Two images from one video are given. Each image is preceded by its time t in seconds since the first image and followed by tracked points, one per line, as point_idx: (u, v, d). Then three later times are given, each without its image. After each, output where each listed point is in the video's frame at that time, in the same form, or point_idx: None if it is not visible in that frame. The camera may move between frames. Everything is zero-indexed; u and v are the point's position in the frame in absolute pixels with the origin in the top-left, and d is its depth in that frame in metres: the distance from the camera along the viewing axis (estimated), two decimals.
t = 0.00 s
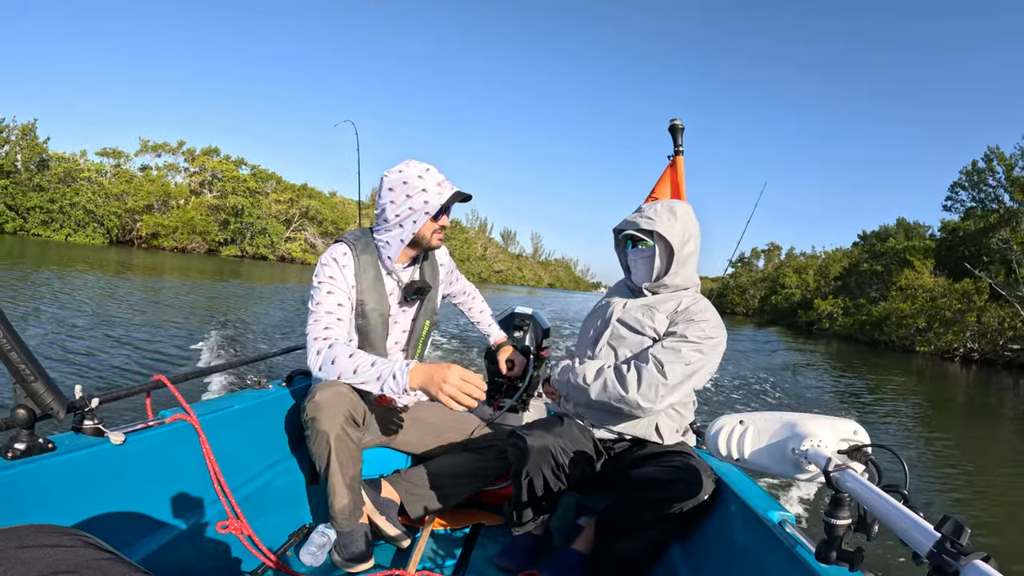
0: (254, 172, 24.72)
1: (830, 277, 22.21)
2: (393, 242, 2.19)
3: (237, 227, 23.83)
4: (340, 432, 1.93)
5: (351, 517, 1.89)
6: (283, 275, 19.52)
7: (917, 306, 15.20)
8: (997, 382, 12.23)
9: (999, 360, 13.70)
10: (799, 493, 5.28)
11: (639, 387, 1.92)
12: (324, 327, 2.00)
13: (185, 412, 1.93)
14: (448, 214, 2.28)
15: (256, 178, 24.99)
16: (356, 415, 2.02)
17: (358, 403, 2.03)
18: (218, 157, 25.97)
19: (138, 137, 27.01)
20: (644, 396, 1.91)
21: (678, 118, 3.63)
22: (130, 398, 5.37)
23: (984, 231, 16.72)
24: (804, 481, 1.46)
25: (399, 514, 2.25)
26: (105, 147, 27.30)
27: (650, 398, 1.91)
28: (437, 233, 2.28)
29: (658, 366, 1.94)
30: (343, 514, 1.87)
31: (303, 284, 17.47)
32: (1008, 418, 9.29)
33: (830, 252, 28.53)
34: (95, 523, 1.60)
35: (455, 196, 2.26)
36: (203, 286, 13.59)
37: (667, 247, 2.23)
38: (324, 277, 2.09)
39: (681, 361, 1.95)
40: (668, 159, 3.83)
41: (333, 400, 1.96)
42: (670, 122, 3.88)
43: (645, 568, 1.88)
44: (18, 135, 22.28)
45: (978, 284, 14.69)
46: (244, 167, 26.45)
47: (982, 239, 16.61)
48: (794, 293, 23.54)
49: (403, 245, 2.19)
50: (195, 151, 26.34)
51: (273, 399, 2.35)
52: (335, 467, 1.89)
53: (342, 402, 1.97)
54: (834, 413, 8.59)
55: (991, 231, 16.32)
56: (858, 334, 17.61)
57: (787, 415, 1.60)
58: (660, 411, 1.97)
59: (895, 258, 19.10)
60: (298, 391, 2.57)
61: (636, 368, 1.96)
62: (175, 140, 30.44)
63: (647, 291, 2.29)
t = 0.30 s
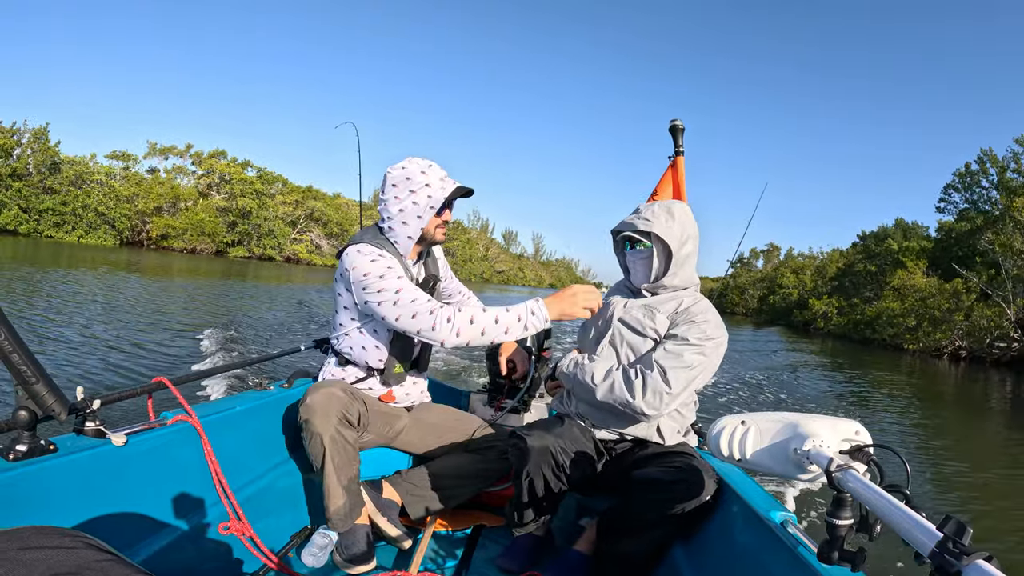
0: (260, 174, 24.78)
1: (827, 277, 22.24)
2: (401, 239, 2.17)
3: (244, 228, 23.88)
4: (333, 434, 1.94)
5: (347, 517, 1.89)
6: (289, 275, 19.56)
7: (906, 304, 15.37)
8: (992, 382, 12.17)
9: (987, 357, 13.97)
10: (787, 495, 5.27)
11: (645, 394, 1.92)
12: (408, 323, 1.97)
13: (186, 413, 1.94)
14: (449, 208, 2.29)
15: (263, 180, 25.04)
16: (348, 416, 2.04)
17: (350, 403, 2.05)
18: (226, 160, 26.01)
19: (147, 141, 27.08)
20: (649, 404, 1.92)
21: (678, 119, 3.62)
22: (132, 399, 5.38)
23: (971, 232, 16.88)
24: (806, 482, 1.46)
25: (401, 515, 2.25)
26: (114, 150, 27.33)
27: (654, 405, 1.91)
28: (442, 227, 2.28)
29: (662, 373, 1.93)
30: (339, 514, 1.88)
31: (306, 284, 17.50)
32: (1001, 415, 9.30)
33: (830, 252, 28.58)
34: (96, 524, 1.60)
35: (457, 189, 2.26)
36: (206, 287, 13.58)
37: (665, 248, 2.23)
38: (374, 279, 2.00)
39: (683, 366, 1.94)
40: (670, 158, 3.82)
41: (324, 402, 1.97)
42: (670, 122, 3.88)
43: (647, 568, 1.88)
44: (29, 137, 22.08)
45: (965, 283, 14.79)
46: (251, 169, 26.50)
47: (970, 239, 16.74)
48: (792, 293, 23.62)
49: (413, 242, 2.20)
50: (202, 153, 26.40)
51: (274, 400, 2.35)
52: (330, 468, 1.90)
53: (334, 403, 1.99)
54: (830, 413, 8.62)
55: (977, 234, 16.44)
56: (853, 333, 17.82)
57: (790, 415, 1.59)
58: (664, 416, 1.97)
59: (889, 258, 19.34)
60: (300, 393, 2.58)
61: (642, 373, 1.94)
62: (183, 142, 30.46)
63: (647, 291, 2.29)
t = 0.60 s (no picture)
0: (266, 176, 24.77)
1: (825, 277, 22.24)
2: (416, 236, 2.16)
3: (250, 229, 23.88)
4: (351, 434, 1.96)
5: (357, 517, 1.89)
6: (293, 275, 19.56)
7: (899, 305, 15.78)
8: (978, 384, 12.51)
9: (975, 355, 14.73)
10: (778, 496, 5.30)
11: (654, 393, 1.92)
12: (450, 303, 2.05)
13: (186, 412, 1.94)
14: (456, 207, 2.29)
15: (269, 181, 25.06)
16: (365, 417, 2.05)
17: (366, 403, 2.06)
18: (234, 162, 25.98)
19: (156, 144, 27.10)
20: (657, 403, 1.92)
21: (681, 120, 3.62)
22: (133, 398, 5.39)
23: (959, 235, 17.04)
24: (806, 484, 1.46)
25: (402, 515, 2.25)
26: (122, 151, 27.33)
27: (661, 404, 1.92)
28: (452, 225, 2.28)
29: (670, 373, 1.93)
30: (350, 514, 1.88)
31: (310, 284, 17.50)
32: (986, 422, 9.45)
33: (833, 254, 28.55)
34: (96, 522, 1.60)
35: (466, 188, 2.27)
36: (209, 287, 13.58)
37: (664, 252, 2.22)
38: (408, 269, 2.05)
39: (690, 367, 1.94)
40: (672, 159, 3.82)
41: (345, 400, 1.99)
42: (673, 123, 3.87)
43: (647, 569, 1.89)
44: (41, 139, 22.33)
45: (952, 283, 15.20)
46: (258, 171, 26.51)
47: (955, 243, 16.89)
48: (789, 293, 23.60)
49: (427, 241, 2.18)
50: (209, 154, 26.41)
51: (275, 399, 2.35)
52: (343, 467, 1.91)
53: (353, 402, 2.01)
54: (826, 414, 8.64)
55: (962, 236, 16.56)
56: (853, 334, 18.13)
57: (790, 417, 1.59)
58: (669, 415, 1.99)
59: (882, 259, 19.40)
60: (301, 392, 2.59)
61: (650, 371, 1.94)
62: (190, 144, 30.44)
63: (648, 294, 2.28)
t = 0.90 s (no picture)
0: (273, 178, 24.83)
1: (821, 276, 22.32)
2: (419, 235, 2.16)
3: (257, 230, 23.91)
4: (347, 429, 1.96)
5: (354, 514, 1.89)
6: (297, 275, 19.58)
7: (890, 305, 15.97)
8: (967, 380, 12.68)
9: (965, 353, 15.06)
10: (777, 496, 5.31)
11: (637, 366, 1.91)
12: (454, 299, 2.04)
13: (186, 410, 1.93)
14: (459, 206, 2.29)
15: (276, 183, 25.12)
16: (361, 413, 2.06)
17: (362, 398, 2.08)
18: (241, 165, 26.05)
19: (165, 147, 27.20)
20: (639, 376, 1.89)
21: (683, 121, 3.61)
22: (133, 396, 5.40)
23: (950, 235, 17.07)
24: (806, 484, 1.46)
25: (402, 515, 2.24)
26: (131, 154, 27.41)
27: (644, 378, 1.90)
28: (453, 224, 2.28)
29: (658, 352, 1.92)
30: (346, 511, 1.88)
31: (313, 283, 17.53)
32: (974, 417, 9.56)
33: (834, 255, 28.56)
34: (96, 520, 1.60)
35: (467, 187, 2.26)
36: (213, 286, 13.60)
37: (669, 251, 2.21)
38: (411, 266, 2.05)
39: (680, 351, 1.93)
40: (674, 160, 3.81)
41: (340, 396, 2.00)
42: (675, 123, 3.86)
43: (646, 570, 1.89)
44: (52, 142, 22.43)
45: (942, 282, 15.38)
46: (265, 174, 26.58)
47: (944, 243, 17.07)
48: (786, 293, 23.63)
49: (430, 239, 2.18)
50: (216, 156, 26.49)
51: (275, 397, 2.35)
52: (340, 463, 1.91)
53: (349, 397, 2.02)
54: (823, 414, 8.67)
55: (951, 237, 16.73)
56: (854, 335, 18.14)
57: (790, 418, 1.58)
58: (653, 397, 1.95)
59: (878, 260, 19.46)
60: (301, 390, 2.58)
61: (639, 348, 1.94)
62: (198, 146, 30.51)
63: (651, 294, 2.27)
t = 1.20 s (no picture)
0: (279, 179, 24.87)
1: (819, 276, 22.34)
2: (420, 235, 2.15)
3: (264, 231, 23.95)
4: (343, 428, 1.96)
5: (353, 514, 1.89)
6: (300, 275, 19.60)
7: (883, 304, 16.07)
8: (956, 377, 12.79)
9: (954, 351, 15.14)
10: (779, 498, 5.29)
11: (638, 374, 1.91)
12: (456, 299, 2.04)
13: (187, 410, 1.94)
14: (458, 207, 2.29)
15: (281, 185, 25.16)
16: (358, 411, 2.07)
17: (360, 398, 2.09)
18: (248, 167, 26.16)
19: (174, 150, 27.31)
20: (641, 385, 1.90)
21: (683, 121, 3.61)
22: (133, 397, 5.41)
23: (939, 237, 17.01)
24: (808, 484, 1.46)
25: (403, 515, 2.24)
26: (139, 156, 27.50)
27: (645, 387, 1.90)
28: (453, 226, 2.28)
29: (660, 360, 1.91)
30: (344, 510, 1.88)
31: (316, 284, 17.55)
32: (963, 412, 9.60)
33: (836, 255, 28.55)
34: (97, 521, 1.60)
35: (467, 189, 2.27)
36: (217, 287, 13.62)
37: (673, 253, 2.19)
38: (412, 266, 2.05)
39: (682, 358, 1.92)
40: (674, 160, 3.82)
41: (336, 395, 2.01)
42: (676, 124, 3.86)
43: (646, 570, 1.89)
44: (64, 146, 22.56)
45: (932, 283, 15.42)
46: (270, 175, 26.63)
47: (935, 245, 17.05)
48: (784, 293, 23.63)
49: (430, 240, 2.18)
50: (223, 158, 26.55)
51: (275, 398, 2.36)
52: (337, 462, 1.92)
53: (346, 397, 2.03)
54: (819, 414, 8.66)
55: (939, 238, 16.78)
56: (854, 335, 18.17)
57: (793, 419, 1.58)
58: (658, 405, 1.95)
59: (871, 261, 19.53)
60: (301, 391, 2.58)
61: (640, 356, 1.94)
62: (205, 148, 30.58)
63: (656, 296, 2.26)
